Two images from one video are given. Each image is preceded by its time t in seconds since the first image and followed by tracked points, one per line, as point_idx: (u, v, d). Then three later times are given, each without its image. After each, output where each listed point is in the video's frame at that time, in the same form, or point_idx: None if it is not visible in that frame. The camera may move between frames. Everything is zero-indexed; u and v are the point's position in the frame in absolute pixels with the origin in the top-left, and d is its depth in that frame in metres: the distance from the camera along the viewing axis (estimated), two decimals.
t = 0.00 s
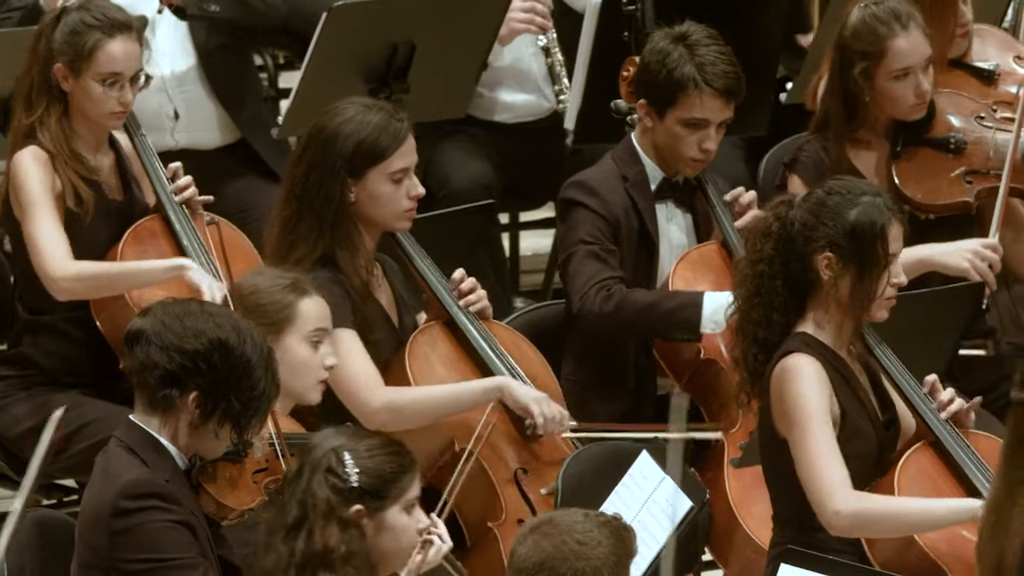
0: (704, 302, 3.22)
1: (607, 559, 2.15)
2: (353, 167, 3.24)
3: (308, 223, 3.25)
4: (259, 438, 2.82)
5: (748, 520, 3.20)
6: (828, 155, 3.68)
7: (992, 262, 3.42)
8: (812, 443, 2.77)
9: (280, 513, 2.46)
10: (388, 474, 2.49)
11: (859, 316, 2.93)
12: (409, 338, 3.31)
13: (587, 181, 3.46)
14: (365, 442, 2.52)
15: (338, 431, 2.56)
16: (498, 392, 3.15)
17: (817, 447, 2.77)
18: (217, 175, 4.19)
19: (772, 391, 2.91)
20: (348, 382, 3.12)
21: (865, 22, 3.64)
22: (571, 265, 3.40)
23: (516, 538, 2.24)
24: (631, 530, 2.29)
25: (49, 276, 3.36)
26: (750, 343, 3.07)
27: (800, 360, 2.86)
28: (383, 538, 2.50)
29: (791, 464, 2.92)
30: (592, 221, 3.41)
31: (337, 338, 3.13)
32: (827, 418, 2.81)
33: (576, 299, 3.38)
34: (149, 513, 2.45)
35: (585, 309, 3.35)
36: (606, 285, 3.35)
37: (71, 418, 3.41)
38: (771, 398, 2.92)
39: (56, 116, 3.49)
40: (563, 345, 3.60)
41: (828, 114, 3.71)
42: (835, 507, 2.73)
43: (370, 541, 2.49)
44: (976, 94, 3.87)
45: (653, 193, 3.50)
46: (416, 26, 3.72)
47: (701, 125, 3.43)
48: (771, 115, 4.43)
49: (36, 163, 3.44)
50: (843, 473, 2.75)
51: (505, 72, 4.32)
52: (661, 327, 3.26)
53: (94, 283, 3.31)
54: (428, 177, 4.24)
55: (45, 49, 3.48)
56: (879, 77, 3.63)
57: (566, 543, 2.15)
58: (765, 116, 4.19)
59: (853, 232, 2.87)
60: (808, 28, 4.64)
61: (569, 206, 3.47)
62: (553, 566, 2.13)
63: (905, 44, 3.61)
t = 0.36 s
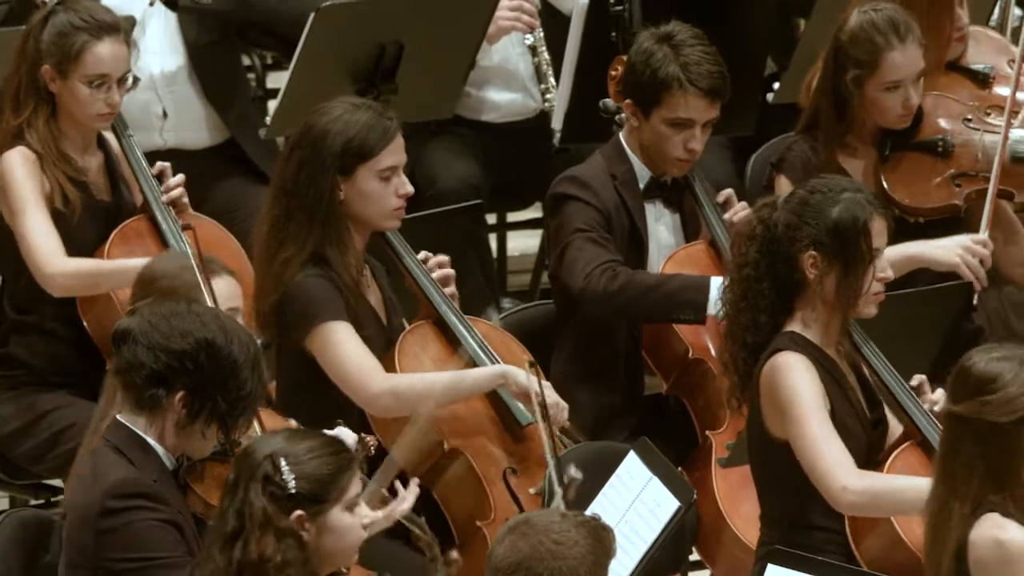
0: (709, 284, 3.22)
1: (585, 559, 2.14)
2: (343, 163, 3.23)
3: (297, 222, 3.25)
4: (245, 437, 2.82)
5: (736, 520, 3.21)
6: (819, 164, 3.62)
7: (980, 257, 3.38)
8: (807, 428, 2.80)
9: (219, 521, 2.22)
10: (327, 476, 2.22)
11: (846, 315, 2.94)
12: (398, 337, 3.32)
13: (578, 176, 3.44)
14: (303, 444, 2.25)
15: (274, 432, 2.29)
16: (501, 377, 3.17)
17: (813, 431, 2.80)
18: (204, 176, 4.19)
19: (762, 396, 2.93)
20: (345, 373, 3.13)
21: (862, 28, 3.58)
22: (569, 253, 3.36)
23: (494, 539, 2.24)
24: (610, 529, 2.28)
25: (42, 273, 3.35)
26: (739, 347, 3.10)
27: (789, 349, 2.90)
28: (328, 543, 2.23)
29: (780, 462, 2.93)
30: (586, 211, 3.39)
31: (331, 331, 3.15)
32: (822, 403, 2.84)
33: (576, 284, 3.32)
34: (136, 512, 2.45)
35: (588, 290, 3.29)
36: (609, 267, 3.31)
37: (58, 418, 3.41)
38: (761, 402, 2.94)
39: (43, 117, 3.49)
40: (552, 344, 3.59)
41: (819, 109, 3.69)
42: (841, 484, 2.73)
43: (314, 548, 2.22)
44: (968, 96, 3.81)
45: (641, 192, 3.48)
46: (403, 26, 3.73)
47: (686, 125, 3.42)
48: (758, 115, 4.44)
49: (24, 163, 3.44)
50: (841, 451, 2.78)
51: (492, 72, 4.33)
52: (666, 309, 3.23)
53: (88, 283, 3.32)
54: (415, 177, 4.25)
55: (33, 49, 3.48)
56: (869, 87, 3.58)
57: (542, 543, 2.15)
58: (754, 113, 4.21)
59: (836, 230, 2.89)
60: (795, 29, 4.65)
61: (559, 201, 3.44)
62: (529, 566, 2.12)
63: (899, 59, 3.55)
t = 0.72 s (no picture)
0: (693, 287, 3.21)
1: (574, 559, 2.13)
2: (329, 166, 3.23)
3: (283, 222, 3.25)
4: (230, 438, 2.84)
5: (724, 519, 3.21)
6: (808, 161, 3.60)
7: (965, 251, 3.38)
8: (793, 431, 2.80)
9: (209, 512, 2.21)
10: (321, 492, 2.19)
11: (832, 314, 2.94)
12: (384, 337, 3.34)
13: (567, 174, 3.43)
14: (306, 455, 2.22)
15: (283, 435, 2.27)
16: (486, 380, 3.24)
17: (798, 434, 2.80)
18: (192, 175, 4.19)
19: (747, 400, 2.93)
20: (330, 373, 3.13)
21: (844, 27, 3.53)
22: (556, 251, 3.35)
23: (484, 537, 2.23)
24: (604, 535, 2.28)
25: (30, 268, 3.35)
26: (726, 344, 3.09)
27: (775, 352, 2.90)
28: (310, 559, 2.21)
29: (766, 462, 2.94)
30: (573, 209, 3.38)
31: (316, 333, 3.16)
32: (807, 409, 2.85)
33: (561, 280, 3.31)
34: (116, 514, 2.45)
35: (572, 287, 3.28)
36: (595, 265, 3.29)
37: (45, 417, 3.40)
38: (746, 404, 2.94)
39: (32, 117, 3.50)
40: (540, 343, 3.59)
41: (807, 113, 3.63)
42: (824, 489, 2.73)
43: (296, 560, 2.20)
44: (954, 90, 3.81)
45: (630, 191, 3.46)
46: (390, 26, 3.72)
47: (677, 125, 3.38)
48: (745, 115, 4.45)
49: (10, 162, 3.45)
50: (829, 460, 2.77)
51: (482, 71, 4.32)
52: (646, 307, 3.21)
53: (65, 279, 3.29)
54: (402, 177, 4.25)
55: (23, 49, 3.47)
56: (856, 84, 3.53)
57: (533, 542, 2.15)
58: (742, 112, 4.22)
59: (825, 230, 2.89)
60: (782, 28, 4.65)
61: (547, 199, 3.43)
62: (519, 564, 2.12)
63: (882, 54, 3.50)
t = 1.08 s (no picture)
0: (678, 287, 3.22)
1: (561, 557, 2.14)
2: (310, 168, 3.23)
3: (268, 221, 3.25)
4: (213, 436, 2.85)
5: (708, 519, 3.21)
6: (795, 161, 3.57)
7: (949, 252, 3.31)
8: (777, 428, 2.81)
9: (197, 516, 2.21)
10: (310, 494, 2.21)
11: (817, 315, 2.95)
12: (370, 336, 3.33)
13: (551, 174, 3.43)
14: (292, 457, 2.23)
15: (267, 437, 2.28)
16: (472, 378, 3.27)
17: (782, 431, 2.80)
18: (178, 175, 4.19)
19: (732, 396, 2.94)
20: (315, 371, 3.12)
21: (831, 26, 3.55)
22: (540, 250, 3.36)
23: (471, 534, 2.24)
24: (591, 536, 2.29)
25: (11, 268, 3.35)
26: (711, 344, 3.10)
27: (760, 351, 2.91)
28: (297, 561, 2.22)
29: (751, 462, 2.94)
30: (558, 209, 3.38)
31: (302, 332, 3.16)
32: (791, 405, 2.85)
33: (546, 280, 3.31)
34: (98, 512, 2.46)
35: (556, 287, 3.29)
36: (578, 265, 3.30)
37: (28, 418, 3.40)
38: (731, 401, 2.95)
39: (16, 116, 3.49)
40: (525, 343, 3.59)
41: (791, 114, 3.65)
42: (807, 486, 2.72)
43: (285, 563, 2.21)
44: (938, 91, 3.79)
45: (615, 192, 3.46)
46: (376, 26, 3.73)
47: (662, 127, 3.39)
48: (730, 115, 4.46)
49: None
50: (813, 456, 2.77)
51: (468, 71, 4.32)
52: (632, 308, 3.23)
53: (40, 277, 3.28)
54: (387, 176, 4.25)
55: (7, 49, 3.48)
56: (844, 84, 3.54)
57: (519, 539, 2.15)
58: (726, 112, 4.23)
59: (810, 230, 2.90)
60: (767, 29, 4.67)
61: (532, 199, 3.43)
62: (506, 563, 2.13)
63: (870, 53, 3.51)
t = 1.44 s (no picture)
0: (660, 287, 3.21)
1: (539, 554, 2.14)
2: (296, 164, 3.22)
3: (250, 222, 3.24)
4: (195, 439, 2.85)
5: (690, 519, 3.21)
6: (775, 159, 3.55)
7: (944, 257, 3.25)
8: (761, 430, 2.80)
9: (184, 517, 2.21)
10: (298, 498, 2.21)
11: (798, 314, 2.95)
12: (351, 337, 3.32)
13: (531, 175, 3.42)
14: (280, 461, 2.24)
15: (256, 444, 2.29)
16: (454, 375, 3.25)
17: (766, 434, 2.80)
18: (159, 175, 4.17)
19: (715, 399, 2.94)
20: (295, 369, 3.12)
21: (823, 26, 3.50)
22: (520, 252, 3.35)
23: (450, 534, 2.24)
24: (568, 533, 2.28)
25: None
26: (693, 345, 3.10)
27: (743, 353, 2.91)
28: (283, 564, 2.23)
29: (733, 462, 2.94)
30: (537, 211, 3.37)
31: (284, 330, 3.15)
32: (775, 408, 2.85)
33: (525, 282, 3.31)
34: (76, 515, 2.44)
35: (536, 289, 3.28)
36: (558, 267, 3.30)
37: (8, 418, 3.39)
38: (714, 403, 2.95)
39: None
40: (506, 343, 3.59)
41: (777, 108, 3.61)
42: (792, 489, 2.71)
43: (271, 565, 2.22)
44: (917, 91, 3.76)
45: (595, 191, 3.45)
46: (357, 25, 3.71)
47: (643, 127, 3.38)
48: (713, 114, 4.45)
49: None
50: (798, 460, 2.76)
51: (451, 72, 4.32)
52: (612, 309, 3.23)
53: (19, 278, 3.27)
54: (370, 176, 4.24)
55: None
56: (826, 84, 3.50)
57: (497, 537, 2.15)
58: (707, 113, 4.22)
59: (790, 230, 2.90)
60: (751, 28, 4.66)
61: (513, 200, 3.43)
62: (484, 561, 2.13)
63: (856, 58, 3.47)
